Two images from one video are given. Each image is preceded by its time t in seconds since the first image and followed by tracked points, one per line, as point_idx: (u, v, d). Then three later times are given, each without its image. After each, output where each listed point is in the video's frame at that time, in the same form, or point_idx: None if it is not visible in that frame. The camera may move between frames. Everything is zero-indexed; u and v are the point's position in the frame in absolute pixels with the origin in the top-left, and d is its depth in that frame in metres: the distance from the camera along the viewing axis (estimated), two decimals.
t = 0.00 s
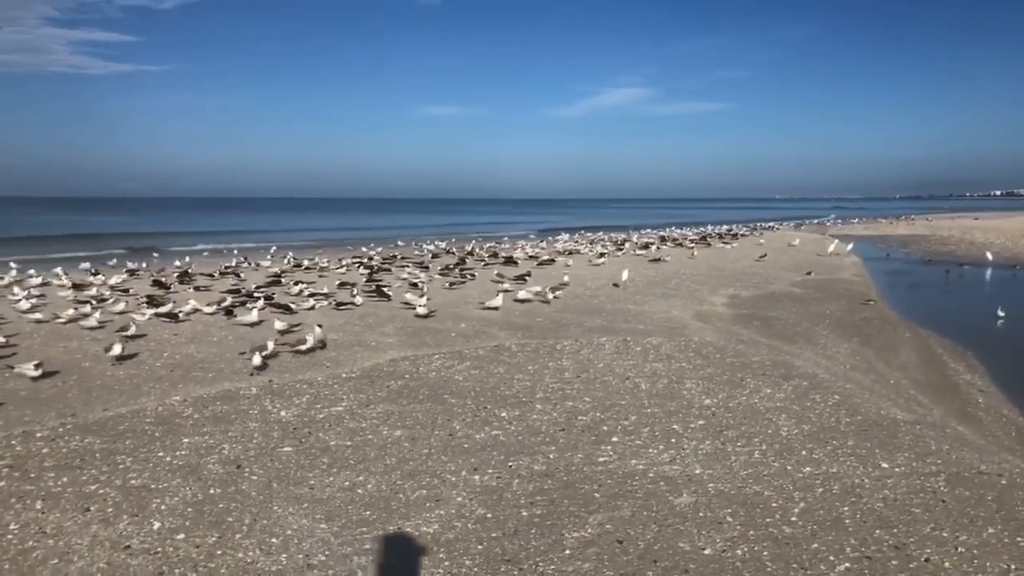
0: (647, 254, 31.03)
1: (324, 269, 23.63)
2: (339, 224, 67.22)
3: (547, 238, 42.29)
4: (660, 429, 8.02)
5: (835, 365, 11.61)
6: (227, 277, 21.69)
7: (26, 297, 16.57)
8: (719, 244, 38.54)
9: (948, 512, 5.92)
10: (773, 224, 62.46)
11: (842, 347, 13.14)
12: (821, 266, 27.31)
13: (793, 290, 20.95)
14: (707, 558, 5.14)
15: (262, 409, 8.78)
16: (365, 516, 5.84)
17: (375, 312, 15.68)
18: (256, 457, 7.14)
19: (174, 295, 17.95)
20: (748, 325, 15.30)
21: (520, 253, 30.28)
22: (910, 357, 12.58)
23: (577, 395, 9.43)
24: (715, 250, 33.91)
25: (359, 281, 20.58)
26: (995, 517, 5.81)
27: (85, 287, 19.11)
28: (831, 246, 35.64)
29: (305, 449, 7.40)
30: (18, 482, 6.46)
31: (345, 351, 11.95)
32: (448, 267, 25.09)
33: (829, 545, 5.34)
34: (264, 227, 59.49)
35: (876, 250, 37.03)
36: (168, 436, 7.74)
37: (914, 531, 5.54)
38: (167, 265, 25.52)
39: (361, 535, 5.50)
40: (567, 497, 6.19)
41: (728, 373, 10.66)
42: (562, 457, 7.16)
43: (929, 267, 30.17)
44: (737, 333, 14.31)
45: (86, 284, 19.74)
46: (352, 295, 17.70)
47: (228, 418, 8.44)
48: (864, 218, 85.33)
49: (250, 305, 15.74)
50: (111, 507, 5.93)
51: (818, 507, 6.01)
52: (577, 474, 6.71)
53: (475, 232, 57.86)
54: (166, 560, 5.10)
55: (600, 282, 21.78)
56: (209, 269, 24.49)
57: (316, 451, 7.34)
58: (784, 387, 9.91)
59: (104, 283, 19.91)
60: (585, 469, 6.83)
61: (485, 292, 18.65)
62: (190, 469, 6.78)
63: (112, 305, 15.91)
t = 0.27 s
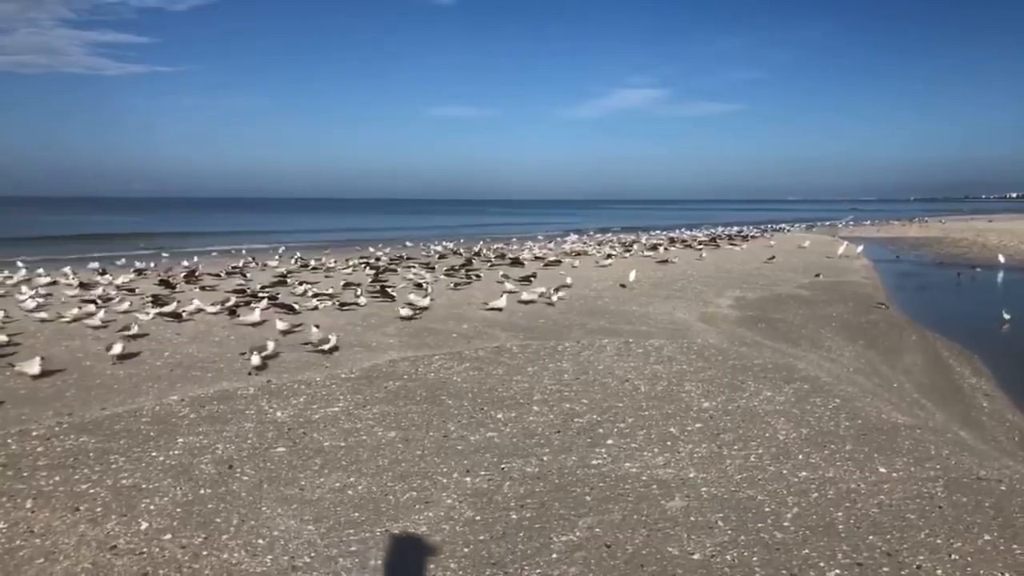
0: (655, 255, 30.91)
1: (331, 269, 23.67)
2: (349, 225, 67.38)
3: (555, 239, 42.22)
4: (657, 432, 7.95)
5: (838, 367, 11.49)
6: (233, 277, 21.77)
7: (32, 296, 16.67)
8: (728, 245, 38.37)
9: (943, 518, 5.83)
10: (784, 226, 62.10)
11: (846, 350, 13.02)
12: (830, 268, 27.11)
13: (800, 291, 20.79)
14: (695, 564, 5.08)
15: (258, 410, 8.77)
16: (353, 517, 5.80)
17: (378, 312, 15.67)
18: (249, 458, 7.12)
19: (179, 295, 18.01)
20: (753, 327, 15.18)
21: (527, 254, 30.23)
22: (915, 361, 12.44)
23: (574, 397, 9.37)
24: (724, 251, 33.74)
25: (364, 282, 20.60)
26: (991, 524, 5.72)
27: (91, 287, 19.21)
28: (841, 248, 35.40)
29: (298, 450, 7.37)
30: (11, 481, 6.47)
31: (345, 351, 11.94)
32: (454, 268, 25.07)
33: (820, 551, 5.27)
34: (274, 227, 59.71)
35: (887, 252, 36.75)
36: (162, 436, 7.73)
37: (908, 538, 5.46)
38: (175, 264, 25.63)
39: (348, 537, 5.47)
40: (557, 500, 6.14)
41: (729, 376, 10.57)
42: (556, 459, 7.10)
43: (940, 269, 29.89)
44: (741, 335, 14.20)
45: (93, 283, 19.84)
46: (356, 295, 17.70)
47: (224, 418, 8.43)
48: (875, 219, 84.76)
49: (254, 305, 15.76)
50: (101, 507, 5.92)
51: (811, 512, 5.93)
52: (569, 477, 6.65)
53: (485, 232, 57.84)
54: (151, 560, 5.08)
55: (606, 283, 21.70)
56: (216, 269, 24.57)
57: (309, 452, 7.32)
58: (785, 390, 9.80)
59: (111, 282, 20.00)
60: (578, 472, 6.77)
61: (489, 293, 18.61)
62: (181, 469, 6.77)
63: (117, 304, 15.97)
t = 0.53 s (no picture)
0: (654, 258, 30.88)
1: (328, 272, 23.64)
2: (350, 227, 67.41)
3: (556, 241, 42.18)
4: (644, 437, 7.91)
5: (831, 371, 11.43)
6: (230, 279, 21.77)
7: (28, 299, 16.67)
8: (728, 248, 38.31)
9: (926, 525, 5.79)
10: (785, 228, 62.01)
11: (841, 353, 12.95)
12: (829, 271, 27.04)
13: (797, 294, 20.74)
14: (673, 570, 5.05)
15: (245, 413, 8.75)
16: (333, 523, 5.78)
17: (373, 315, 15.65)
18: (232, 462, 7.10)
19: (175, 298, 18.01)
20: (748, 330, 15.13)
21: (526, 257, 30.22)
22: (909, 365, 12.38)
23: (564, 402, 9.34)
24: (724, 254, 33.68)
25: (361, 284, 20.57)
26: (974, 531, 5.68)
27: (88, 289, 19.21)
28: (841, 250, 35.31)
29: (283, 454, 7.35)
30: None
31: (337, 354, 11.92)
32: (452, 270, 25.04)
33: (800, 557, 5.23)
34: (276, 229, 59.76)
35: (887, 255, 36.63)
36: (147, 440, 7.72)
37: (889, 544, 5.42)
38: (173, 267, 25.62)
39: (326, 542, 5.44)
40: (539, 506, 6.10)
41: (720, 380, 10.52)
42: (540, 464, 7.08)
43: (940, 272, 29.79)
44: (736, 338, 14.15)
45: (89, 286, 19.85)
46: (351, 298, 17.68)
47: (210, 422, 8.41)
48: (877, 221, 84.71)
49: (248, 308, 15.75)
50: (79, 512, 5.90)
51: (793, 519, 5.89)
52: (553, 482, 6.63)
53: (485, 235, 57.81)
54: (126, 566, 5.07)
55: (603, 286, 21.65)
56: (214, 271, 24.58)
57: (294, 456, 7.29)
58: (776, 394, 9.76)
59: (107, 284, 20.02)
60: (562, 477, 6.74)
61: (485, 296, 18.57)
62: (164, 474, 6.75)
63: (112, 306, 15.98)
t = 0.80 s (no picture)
0: (650, 255, 30.92)
1: (323, 269, 23.72)
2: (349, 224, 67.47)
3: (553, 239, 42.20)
4: (624, 431, 7.98)
5: (817, 367, 11.48)
6: (225, 277, 21.84)
7: (21, 296, 16.74)
8: (725, 245, 38.33)
9: (896, 517, 5.86)
10: (784, 226, 62.01)
11: (828, 349, 13.01)
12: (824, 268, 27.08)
13: (790, 291, 20.79)
14: (641, 562, 5.12)
15: (231, 409, 8.82)
16: (310, 515, 5.85)
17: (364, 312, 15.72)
18: (215, 456, 7.17)
19: (168, 295, 18.09)
20: (738, 327, 15.18)
21: (522, 254, 30.27)
22: (896, 361, 12.43)
23: (548, 397, 9.41)
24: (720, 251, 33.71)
25: (354, 282, 20.64)
26: (942, 523, 5.74)
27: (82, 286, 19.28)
28: (838, 247, 35.33)
29: (265, 448, 7.42)
30: None
31: (326, 351, 11.98)
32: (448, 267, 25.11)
33: (767, 549, 5.30)
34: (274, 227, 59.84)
35: (883, 252, 36.66)
36: (132, 435, 7.79)
37: (857, 536, 5.49)
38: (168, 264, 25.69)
39: (301, 534, 5.51)
40: (515, 499, 6.18)
41: (705, 376, 10.59)
42: (519, 458, 7.14)
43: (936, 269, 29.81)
44: (725, 334, 14.21)
45: (84, 283, 19.93)
46: (344, 295, 17.76)
47: (196, 417, 8.49)
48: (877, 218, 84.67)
49: (240, 305, 15.82)
50: (60, 505, 5.98)
51: (765, 511, 5.96)
52: (530, 476, 6.70)
53: (484, 232, 57.86)
54: (103, 557, 5.14)
55: (597, 283, 21.70)
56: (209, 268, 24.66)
57: (276, 450, 7.37)
58: (760, 390, 9.82)
59: (103, 282, 20.11)
60: (540, 471, 6.81)
61: (478, 293, 18.63)
62: (146, 468, 6.83)
63: (105, 303, 16.05)
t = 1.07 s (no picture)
0: (644, 255, 31.01)
1: (316, 269, 23.81)
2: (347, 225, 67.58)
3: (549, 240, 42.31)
4: (601, 428, 8.06)
5: (799, 365, 11.57)
6: (218, 277, 21.93)
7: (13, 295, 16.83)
8: (720, 246, 38.43)
9: (861, 510, 5.94)
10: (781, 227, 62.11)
11: (813, 348, 13.09)
12: (816, 268, 27.17)
13: (780, 291, 20.89)
14: (604, 554, 5.19)
15: (214, 406, 8.91)
16: (283, 509, 5.94)
17: (354, 311, 15.81)
18: (193, 452, 7.26)
19: (160, 295, 18.17)
20: (724, 326, 15.27)
21: (516, 254, 30.37)
22: (880, 359, 12.51)
23: (529, 394, 9.49)
24: (714, 252, 33.81)
25: (347, 282, 20.74)
26: (905, 516, 5.83)
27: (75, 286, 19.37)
28: (832, 248, 35.42)
29: (244, 444, 7.51)
30: None
31: (312, 349, 12.06)
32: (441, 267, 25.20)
33: (730, 542, 5.38)
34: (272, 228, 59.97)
35: (878, 252, 36.75)
36: (113, 431, 7.87)
37: (820, 529, 5.57)
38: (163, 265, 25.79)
39: (272, 527, 5.59)
40: (486, 493, 6.26)
41: (687, 374, 10.67)
42: (494, 454, 7.22)
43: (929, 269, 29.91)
44: (711, 333, 14.29)
45: (77, 283, 20.02)
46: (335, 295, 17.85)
47: (178, 414, 8.57)
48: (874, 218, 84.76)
49: (231, 304, 15.90)
50: (36, 499, 6.07)
51: (732, 505, 6.04)
52: (504, 471, 6.78)
53: (481, 233, 57.97)
54: (74, 550, 5.22)
55: (589, 283, 21.80)
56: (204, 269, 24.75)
57: (255, 446, 7.45)
58: (740, 388, 9.90)
59: (96, 282, 20.21)
60: (514, 467, 6.89)
61: (468, 293, 18.72)
62: (124, 463, 6.91)
63: (96, 303, 16.15)
